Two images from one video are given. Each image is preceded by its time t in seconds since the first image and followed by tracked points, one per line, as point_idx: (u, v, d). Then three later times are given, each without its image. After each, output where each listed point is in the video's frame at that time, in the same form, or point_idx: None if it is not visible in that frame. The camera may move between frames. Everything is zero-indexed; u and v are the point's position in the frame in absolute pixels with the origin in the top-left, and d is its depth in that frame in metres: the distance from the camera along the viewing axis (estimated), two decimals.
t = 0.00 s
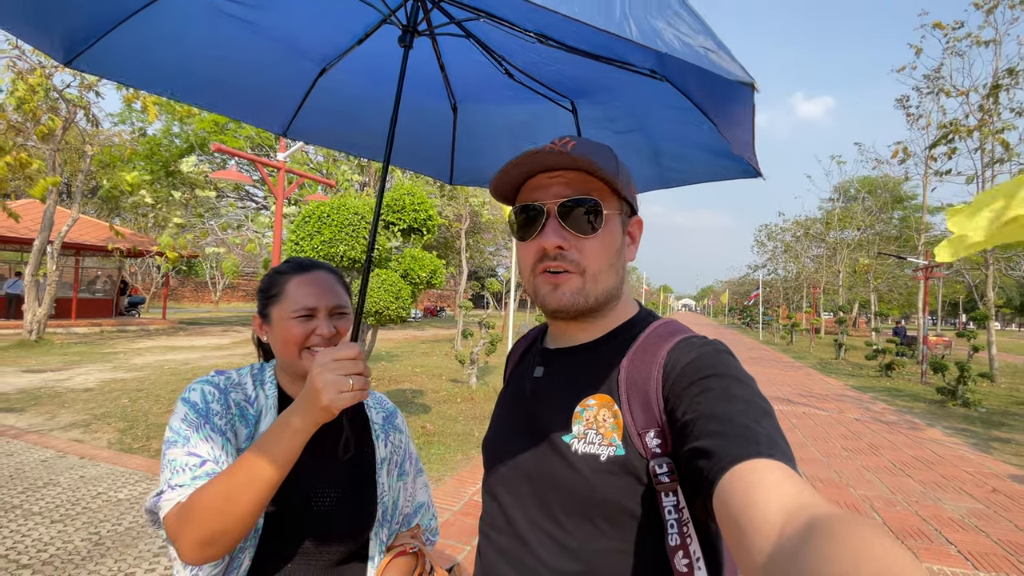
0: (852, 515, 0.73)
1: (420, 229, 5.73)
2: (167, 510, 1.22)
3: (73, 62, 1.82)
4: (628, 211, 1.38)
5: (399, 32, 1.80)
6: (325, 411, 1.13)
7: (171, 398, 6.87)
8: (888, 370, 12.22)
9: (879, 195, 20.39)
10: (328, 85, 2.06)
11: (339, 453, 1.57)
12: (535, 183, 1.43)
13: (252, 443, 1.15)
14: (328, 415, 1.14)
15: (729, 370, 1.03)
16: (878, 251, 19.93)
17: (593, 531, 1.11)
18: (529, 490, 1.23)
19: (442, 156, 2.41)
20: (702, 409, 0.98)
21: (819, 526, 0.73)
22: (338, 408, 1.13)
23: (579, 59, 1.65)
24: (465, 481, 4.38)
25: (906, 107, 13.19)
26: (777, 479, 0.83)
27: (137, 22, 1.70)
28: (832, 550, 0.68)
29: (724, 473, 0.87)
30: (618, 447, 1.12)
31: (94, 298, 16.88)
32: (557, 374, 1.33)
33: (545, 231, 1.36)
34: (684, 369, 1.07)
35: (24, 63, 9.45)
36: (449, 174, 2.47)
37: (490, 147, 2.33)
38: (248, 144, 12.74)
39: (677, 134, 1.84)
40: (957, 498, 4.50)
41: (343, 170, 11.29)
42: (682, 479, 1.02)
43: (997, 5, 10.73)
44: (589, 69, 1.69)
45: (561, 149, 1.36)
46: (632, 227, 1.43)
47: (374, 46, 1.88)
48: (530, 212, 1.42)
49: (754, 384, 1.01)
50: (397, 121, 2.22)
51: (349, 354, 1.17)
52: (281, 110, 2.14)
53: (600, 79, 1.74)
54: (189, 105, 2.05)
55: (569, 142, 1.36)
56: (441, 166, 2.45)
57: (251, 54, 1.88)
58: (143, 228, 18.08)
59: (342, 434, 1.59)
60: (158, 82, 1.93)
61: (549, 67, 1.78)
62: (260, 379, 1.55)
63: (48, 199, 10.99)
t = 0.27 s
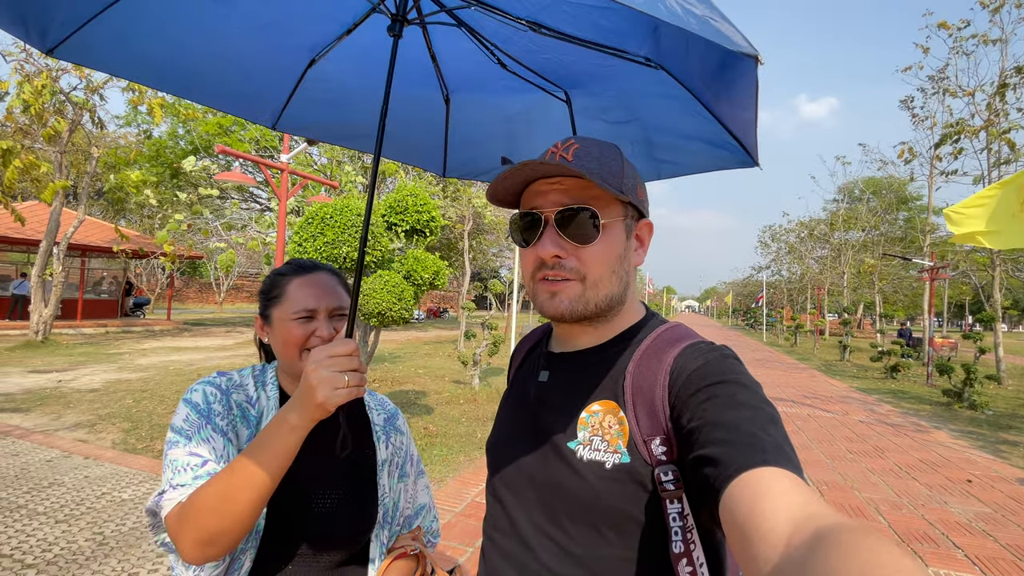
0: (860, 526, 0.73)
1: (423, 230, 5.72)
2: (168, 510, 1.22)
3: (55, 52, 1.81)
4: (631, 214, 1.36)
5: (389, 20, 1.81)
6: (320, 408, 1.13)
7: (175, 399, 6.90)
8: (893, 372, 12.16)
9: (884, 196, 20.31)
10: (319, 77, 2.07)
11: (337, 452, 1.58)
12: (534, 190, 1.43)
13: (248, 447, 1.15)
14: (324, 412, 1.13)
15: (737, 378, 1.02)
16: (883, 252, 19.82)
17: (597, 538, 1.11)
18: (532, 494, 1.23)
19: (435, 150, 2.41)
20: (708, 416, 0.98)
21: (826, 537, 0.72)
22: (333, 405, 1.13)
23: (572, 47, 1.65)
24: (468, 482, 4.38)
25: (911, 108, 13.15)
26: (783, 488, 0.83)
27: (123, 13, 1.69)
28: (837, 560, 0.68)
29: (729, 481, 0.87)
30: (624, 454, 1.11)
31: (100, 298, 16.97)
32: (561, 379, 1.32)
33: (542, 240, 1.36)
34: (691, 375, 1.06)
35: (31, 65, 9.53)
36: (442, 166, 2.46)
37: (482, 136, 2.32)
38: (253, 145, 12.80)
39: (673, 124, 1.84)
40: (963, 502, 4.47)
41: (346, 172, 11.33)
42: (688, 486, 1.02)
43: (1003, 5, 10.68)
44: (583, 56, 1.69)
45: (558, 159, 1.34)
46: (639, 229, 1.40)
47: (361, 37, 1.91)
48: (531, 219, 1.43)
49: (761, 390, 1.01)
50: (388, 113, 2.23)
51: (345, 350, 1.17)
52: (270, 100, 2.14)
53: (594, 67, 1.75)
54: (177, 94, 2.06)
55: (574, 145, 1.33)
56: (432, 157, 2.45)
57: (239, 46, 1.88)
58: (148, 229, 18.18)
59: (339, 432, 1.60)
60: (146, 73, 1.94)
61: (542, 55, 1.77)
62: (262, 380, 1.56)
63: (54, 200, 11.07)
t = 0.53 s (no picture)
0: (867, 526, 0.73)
1: (425, 230, 5.73)
2: (175, 509, 1.22)
3: (63, 60, 1.83)
4: (627, 214, 1.34)
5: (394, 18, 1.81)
6: (328, 409, 1.12)
7: (178, 398, 6.90)
8: (895, 373, 12.13)
9: (887, 196, 20.26)
10: (325, 76, 2.07)
11: (343, 452, 1.59)
12: (530, 193, 1.44)
13: (253, 448, 1.15)
14: (331, 413, 1.13)
15: (740, 376, 1.02)
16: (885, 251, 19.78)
17: (602, 538, 1.11)
18: (538, 495, 1.23)
19: (443, 148, 2.41)
20: (712, 416, 0.98)
21: (832, 537, 0.72)
22: (340, 405, 1.12)
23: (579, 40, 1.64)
24: (470, 482, 4.38)
25: (914, 107, 13.13)
26: (789, 488, 0.82)
27: (130, 17, 1.70)
28: (844, 560, 0.68)
29: (735, 481, 0.87)
30: (628, 454, 1.11)
31: (102, 298, 17.00)
32: (565, 379, 1.32)
33: (535, 241, 1.37)
34: (694, 375, 1.06)
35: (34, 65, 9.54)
36: (448, 162, 2.46)
37: (489, 134, 2.33)
38: (255, 145, 12.80)
39: (682, 114, 1.83)
40: (966, 502, 4.46)
41: (349, 171, 11.33)
42: (693, 486, 1.01)
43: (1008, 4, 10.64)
44: (591, 49, 1.69)
45: (549, 161, 1.35)
46: (638, 228, 1.38)
47: (368, 34, 1.90)
48: (526, 221, 1.44)
49: (765, 389, 1.00)
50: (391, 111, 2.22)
51: (352, 351, 1.17)
52: (277, 101, 2.14)
53: (602, 61, 1.75)
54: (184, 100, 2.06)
55: (567, 148, 1.34)
56: (440, 153, 2.43)
57: (246, 46, 1.89)
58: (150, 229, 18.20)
59: (346, 433, 1.61)
60: (153, 80, 1.94)
61: (550, 47, 1.77)
62: (268, 380, 1.56)
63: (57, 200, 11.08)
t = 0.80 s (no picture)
0: (861, 519, 0.72)
1: (425, 228, 5.72)
2: (180, 509, 1.22)
3: (72, 57, 1.83)
4: (613, 215, 1.34)
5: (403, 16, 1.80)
6: (337, 409, 1.12)
7: (177, 396, 6.90)
8: (895, 372, 12.14)
9: (886, 195, 20.27)
10: (333, 71, 2.06)
11: (354, 453, 1.59)
12: (519, 196, 1.44)
13: (259, 448, 1.14)
14: (340, 413, 1.12)
15: (733, 370, 1.02)
16: (885, 250, 19.80)
17: (601, 537, 1.11)
18: (538, 495, 1.23)
19: (447, 144, 2.42)
20: (705, 411, 0.97)
21: (828, 531, 0.72)
22: (351, 405, 1.11)
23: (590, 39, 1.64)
24: (469, 481, 4.38)
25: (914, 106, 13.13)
26: (783, 481, 0.82)
27: (135, 18, 1.70)
28: (840, 552, 0.68)
29: (730, 476, 0.86)
30: (624, 452, 1.11)
31: (101, 295, 16.98)
32: (561, 379, 1.32)
33: (524, 241, 1.38)
34: (685, 370, 1.06)
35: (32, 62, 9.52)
36: (453, 160, 2.47)
37: (493, 133, 2.34)
38: (254, 143, 12.79)
39: (691, 115, 1.84)
40: (965, 501, 4.47)
41: (348, 169, 11.32)
42: (690, 482, 1.01)
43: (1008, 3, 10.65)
44: (600, 48, 1.68)
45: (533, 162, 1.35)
46: (624, 229, 1.38)
47: (378, 30, 1.89)
48: (515, 221, 1.45)
49: (757, 383, 1.00)
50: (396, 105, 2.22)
51: (362, 350, 1.16)
52: (283, 97, 2.15)
53: (611, 59, 1.74)
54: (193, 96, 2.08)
55: (554, 152, 1.34)
56: (445, 151, 2.45)
57: (252, 43, 1.89)
58: (149, 226, 18.17)
59: (356, 433, 1.61)
60: (161, 75, 1.96)
61: (560, 46, 1.76)
62: (271, 379, 1.56)
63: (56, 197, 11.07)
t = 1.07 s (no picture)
0: (859, 518, 0.72)
1: (424, 226, 5.71)
2: (178, 516, 1.21)
3: (59, 65, 1.82)
4: (622, 218, 1.38)
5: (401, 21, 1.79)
6: (338, 418, 1.11)
7: (174, 393, 6.88)
8: (892, 370, 12.18)
9: (884, 193, 20.31)
10: (326, 77, 2.05)
11: (355, 460, 1.58)
12: (528, 196, 1.43)
13: (259, 455, 1.14)
14: (341, 422, 1.12)
15: (729, 372, 1.02)
16: (882, 249, 19.85)
17: (600, 542, 1.10)
18: (535, 501, 1.22)
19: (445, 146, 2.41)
20: (702, 414, 0.97)
21: (826, 532, 0.72)
22: (352, 414, 1.11)
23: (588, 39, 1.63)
24: (468, 479, 4.38)
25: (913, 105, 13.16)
26: (781, 483, 0.82)
27: (126, 24, 1.69)
28: (837, 554, 0.67)
29: (727, 478, 0.86)
30: (621, 456, 1.11)
31: (98, 292, 16.93)
32: (558, 383, 1.31)
33: (539, 242, 1.36)
34: (683, 372, 1.06)
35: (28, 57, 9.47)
36: (449, 164, 2.49)
37: (492, 135, 2.34)
38: (252, 139, 12.74)
39: (692, 112, 1.82)
40: (962, 500, 4.49)
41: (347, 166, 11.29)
42: (689, 484, 1.00)
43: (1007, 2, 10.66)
44: (598, 48, 1.67)
45: (550, 162, 1.35)
46: (627, 235, 1.42)
47: (372, 33, 1.87)
48: (522, 222, 1.42)
49: (753, 383, 1.00)
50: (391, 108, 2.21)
51: (363, 359, 1.16)
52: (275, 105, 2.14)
53: (611, 60, 1.72)
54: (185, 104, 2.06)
55: (567, 151, 1.36)
56: (440, 156, 2.47)
57: (244, 51, 1.88)
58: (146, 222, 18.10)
59: (357, 442, 1.60)
60: (150, 82, 1.93)
61: (558, 47, 1.74)
62: (270, 382, 1.55)
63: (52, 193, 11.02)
